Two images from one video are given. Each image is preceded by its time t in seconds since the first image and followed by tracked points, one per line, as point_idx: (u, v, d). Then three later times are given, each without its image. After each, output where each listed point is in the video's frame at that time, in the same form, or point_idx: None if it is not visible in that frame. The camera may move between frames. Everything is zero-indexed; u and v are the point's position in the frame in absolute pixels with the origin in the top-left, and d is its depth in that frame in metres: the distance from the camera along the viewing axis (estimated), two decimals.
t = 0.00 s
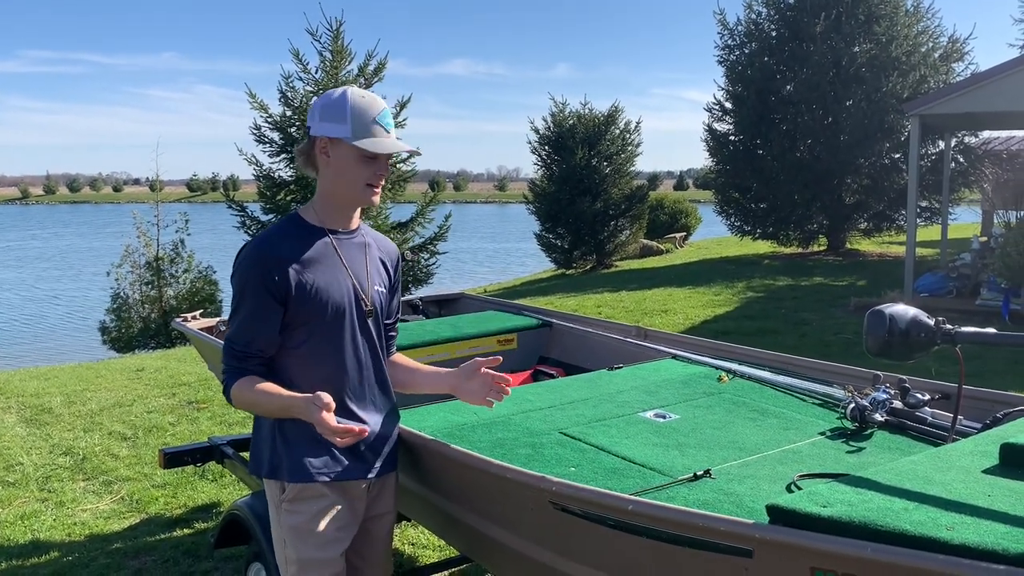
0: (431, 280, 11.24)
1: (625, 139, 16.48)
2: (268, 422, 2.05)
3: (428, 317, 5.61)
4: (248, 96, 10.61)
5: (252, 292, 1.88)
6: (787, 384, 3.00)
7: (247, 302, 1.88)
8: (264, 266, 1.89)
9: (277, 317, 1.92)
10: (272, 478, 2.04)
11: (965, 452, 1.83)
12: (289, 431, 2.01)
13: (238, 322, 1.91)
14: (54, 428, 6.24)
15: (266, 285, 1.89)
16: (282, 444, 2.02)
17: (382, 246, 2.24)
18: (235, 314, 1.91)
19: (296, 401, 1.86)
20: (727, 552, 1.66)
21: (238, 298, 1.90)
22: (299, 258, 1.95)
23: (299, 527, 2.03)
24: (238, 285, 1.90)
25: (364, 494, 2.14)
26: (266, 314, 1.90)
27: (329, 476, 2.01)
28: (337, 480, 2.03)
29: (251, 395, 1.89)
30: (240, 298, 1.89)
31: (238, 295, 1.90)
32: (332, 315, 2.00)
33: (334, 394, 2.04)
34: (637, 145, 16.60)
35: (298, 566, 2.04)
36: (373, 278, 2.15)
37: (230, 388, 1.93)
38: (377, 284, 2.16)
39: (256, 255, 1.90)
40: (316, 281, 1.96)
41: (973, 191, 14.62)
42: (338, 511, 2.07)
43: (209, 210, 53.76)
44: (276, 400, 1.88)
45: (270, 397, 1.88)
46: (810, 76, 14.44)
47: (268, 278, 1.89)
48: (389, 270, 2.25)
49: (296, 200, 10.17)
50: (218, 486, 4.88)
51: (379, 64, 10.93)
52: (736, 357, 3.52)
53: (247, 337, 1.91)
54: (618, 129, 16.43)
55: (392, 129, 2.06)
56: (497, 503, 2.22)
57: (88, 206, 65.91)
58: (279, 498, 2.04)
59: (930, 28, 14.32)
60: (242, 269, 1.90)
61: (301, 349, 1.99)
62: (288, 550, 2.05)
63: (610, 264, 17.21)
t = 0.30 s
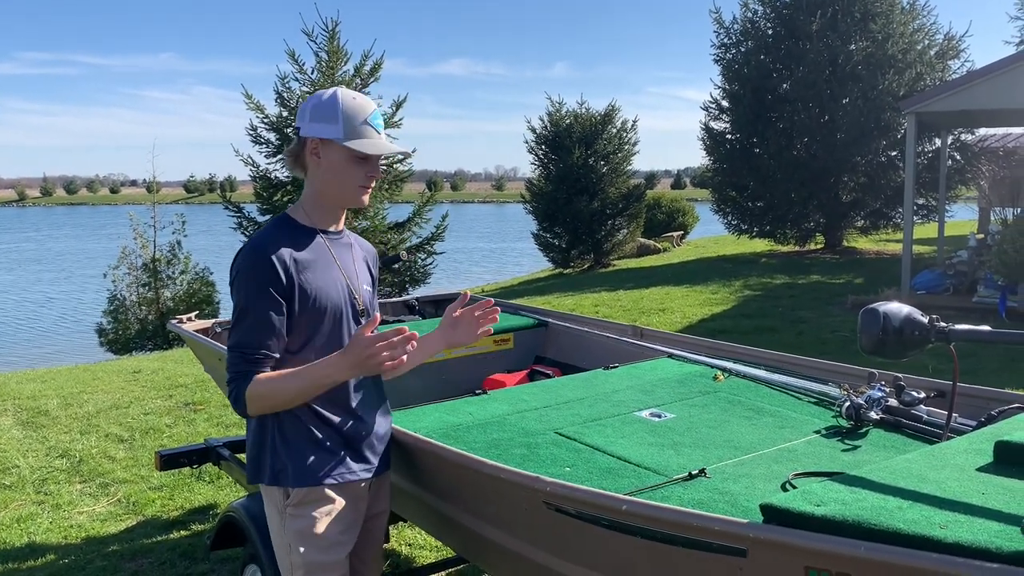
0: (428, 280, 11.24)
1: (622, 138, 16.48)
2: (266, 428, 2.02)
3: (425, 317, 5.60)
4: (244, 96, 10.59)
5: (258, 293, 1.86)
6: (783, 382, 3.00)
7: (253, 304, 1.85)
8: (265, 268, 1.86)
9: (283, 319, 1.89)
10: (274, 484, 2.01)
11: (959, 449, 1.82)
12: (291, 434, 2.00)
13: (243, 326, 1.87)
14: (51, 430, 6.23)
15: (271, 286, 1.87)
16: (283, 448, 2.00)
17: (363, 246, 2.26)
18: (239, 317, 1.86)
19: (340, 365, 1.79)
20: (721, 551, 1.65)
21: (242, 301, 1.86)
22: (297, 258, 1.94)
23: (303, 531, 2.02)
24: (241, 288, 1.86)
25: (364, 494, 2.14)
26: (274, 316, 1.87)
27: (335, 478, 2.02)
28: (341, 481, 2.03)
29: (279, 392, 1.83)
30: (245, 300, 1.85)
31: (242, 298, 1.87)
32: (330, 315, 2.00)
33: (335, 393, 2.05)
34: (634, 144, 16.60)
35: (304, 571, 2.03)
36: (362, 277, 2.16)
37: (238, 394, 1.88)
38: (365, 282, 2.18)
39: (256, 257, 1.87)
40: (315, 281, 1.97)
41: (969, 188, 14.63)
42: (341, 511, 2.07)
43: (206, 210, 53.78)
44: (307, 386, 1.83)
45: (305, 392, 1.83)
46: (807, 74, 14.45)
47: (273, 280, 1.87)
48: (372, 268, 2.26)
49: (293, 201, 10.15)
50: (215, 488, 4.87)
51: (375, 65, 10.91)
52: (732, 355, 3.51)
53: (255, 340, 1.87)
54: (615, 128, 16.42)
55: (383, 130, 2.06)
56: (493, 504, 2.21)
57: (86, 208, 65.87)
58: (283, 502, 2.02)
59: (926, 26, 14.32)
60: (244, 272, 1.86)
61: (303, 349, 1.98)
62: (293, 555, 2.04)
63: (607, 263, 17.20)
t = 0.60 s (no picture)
0: (427, 281, 11.23)
1: (622, 138, 16.46)
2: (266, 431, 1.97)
3: (423, 318, 5.60)
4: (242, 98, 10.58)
5: (272, 292, 1.82)
6: (781, 381, 2.99)
7: (267, 303, 1.81)
8: (274, 265, 1.83)
9: (294, 316, 1.86)
10: (275, 488, 1.97)
11: (957, 449, 1.82)
12: (294, 436, 1.95)
13: (257, 327, 1.82)
14: (49, 432, 6.22)
15: (281, 283, 1.84)
16: (285, 451, 1.95)
17: (356, 247, 2.24)
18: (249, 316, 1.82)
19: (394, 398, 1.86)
20: (716, 551, 1.65)
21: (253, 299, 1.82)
22: (303, 256, 1.91)
23: (306, 533, 2.01)
24: (253, 287, 1.82)
25: (364, 495, 2.14)
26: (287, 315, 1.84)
27: (337, 480, 1.99)
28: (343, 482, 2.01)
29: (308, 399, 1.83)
30: (259, 299, 1.81)
31: (254, 298, 1.82)
32: (332, 313, 1.99)
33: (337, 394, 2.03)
34: (633, 144, 16.60)
35: (307, 572, 2.02)
36: (356, 277, 2.16)
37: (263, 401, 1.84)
38: (359, 281, 2.17)
39: (264, 255, 1.83)
40: (319, 279, 1.95)
41: (969, 187, 14.63)
42: (342, 511, 2.07)
43: (207, 212, 53.88)
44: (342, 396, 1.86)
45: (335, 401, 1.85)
46: (806, 73, 14.44)
47: (283, 277, 1.84)
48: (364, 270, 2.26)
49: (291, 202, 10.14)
50: (213, 490, 4.86)
51: (373, 65, 10.90)
52: (730, 355, 3.50)
53: (273, 341, 1.82)
54: (614, 128, 16.41)
55: (371, 125, 2.05)
56: (489, 505, 2.20)
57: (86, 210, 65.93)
58: (284, 504, 2.00)
59: (924, 25, 14.31)
60: (253, 270, 1.82)
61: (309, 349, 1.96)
62: (296, 557, 2.03)
63: (606, 263, 17.19)
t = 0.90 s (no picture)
0: (427, 281, 11.22)
1: (622, 138, 16.45)
2: (266, 429, 1.97)
3: (423, 318, 5.59)
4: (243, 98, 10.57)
5: (273, 291, 1.82)
6: (780, 382, 2.98)
7: (267, 301, 1.81)
8: (276, 262, 1.83)
9: (295, 313, 1.86)
10: (275, 487, 1.97)
11: (958, 450, 1.81)
12: (293, 435, 1.95)
13: (259, 324, 1.81)
14: (49, 433, 6.22)
15: (283, 280, 1.83)
16: (284, 450, 1.95)
17: (358, 248, 2.24)
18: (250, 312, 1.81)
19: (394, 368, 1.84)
20: (716, 553, 1.64)
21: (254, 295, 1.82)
22: (304, 256, 1.91)
23: (306, 533, 2.00)
24: (253, 286, 1.82)
25: (363, 495, 2.13)
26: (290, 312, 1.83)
27: (338, 480, 1.98)
28: (341, 483, 2.00)
29: (315, 394, 1.82)
30: (258, 298, 1.81)
31: (254, 297, 1.82)
32: (333, 312, 1.98)
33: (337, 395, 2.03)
34: (634, 144, 16.59)
35: (308, 572, 2.02)
36: (358, 278, 2.15)
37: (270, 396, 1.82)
38: (361, 284, 2.16)
39: (266, 252, 1.83)
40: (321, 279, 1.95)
41: (970, 187, 14.61)
42: (342, 511, 2.06)
43: (208, 212, 53.89)
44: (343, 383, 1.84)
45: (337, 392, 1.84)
46: (807, 73, 14.43)
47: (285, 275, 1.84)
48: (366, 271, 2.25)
49: (291, 202, 10.13)
50: (213, 490, 4.86)
51: (373, 66, 10.90)
52: (731, 356, 3.49)
53: (275, 338, 1.82)
54: (614, 128, 16.41)
55: (379, 129, 2.04)
56: (490, 506, 2.19)
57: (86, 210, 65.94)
58: (285, 504, 1.99)
59: (925, 25, 14.29)
60: (254, 268, 1.82)
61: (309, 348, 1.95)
62: (297, 557, 2.02)
63: (607, 263, 17.19)
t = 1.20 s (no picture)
0: (427, 281, 11.21)
1: (623, 139, 16.45)
2: (270, 421, 1.98)
3: (423, 318, 5.59)
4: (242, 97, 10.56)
5: (285, 281, 1.83)
6: (780, 384, 2.98)
7: (280, 289, 1.82)
8: (283, 257, 1.85)
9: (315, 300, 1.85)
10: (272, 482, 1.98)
11: (958, 452, 1.81)
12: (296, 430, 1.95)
13: (282, 308, 1.81)
14: (48, 432, 6.21)
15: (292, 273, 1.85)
16: (286, 444, 1.96)
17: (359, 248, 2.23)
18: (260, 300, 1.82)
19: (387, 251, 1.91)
20: (714, 555, 1.64)
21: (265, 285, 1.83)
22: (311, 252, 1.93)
23: (300, 533, 2.00)
24: (265, 276, 1.84)
25: (360, 496, 2.12)
26: (304, 297, 1.82)
27: (333, 479, 1.98)
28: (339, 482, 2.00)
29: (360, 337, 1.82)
30: (270, 287, 1.82)
31: (268, 287, 1.83)
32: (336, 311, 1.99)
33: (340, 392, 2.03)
34: (634, 144, 16.59)
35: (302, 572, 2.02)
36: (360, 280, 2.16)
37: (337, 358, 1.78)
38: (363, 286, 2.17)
39: (274, 247, 1.86)
40: (325, 277, 1.97)
41: (970, 188, 14.61)
42: (337, 512, 2.06)
43: (207, 211, 53.91)
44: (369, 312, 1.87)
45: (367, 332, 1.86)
46: (807, 74, 14.42)
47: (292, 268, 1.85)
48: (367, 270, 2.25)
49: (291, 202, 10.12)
50: (212, 490, 4.85)
51: (373, 65, 10.89)
52: (730, 357, 3.49)
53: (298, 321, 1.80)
54: (615, 128, 16.41)
55: (378, 142, 1.99)
56: (488, 506, 2.19)
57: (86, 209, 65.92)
58: (279, 504, 2.00)
59: (925, 26, 14.29)
60: (264, 260, 1.85)
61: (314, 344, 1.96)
62: (291, 558, 2.02)
63: (607, 263, 17.18)
